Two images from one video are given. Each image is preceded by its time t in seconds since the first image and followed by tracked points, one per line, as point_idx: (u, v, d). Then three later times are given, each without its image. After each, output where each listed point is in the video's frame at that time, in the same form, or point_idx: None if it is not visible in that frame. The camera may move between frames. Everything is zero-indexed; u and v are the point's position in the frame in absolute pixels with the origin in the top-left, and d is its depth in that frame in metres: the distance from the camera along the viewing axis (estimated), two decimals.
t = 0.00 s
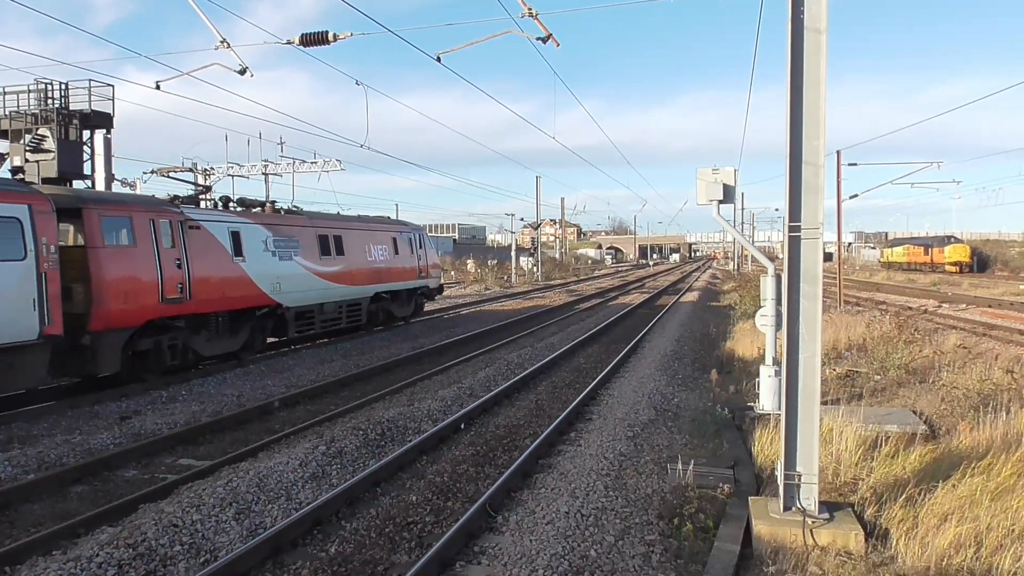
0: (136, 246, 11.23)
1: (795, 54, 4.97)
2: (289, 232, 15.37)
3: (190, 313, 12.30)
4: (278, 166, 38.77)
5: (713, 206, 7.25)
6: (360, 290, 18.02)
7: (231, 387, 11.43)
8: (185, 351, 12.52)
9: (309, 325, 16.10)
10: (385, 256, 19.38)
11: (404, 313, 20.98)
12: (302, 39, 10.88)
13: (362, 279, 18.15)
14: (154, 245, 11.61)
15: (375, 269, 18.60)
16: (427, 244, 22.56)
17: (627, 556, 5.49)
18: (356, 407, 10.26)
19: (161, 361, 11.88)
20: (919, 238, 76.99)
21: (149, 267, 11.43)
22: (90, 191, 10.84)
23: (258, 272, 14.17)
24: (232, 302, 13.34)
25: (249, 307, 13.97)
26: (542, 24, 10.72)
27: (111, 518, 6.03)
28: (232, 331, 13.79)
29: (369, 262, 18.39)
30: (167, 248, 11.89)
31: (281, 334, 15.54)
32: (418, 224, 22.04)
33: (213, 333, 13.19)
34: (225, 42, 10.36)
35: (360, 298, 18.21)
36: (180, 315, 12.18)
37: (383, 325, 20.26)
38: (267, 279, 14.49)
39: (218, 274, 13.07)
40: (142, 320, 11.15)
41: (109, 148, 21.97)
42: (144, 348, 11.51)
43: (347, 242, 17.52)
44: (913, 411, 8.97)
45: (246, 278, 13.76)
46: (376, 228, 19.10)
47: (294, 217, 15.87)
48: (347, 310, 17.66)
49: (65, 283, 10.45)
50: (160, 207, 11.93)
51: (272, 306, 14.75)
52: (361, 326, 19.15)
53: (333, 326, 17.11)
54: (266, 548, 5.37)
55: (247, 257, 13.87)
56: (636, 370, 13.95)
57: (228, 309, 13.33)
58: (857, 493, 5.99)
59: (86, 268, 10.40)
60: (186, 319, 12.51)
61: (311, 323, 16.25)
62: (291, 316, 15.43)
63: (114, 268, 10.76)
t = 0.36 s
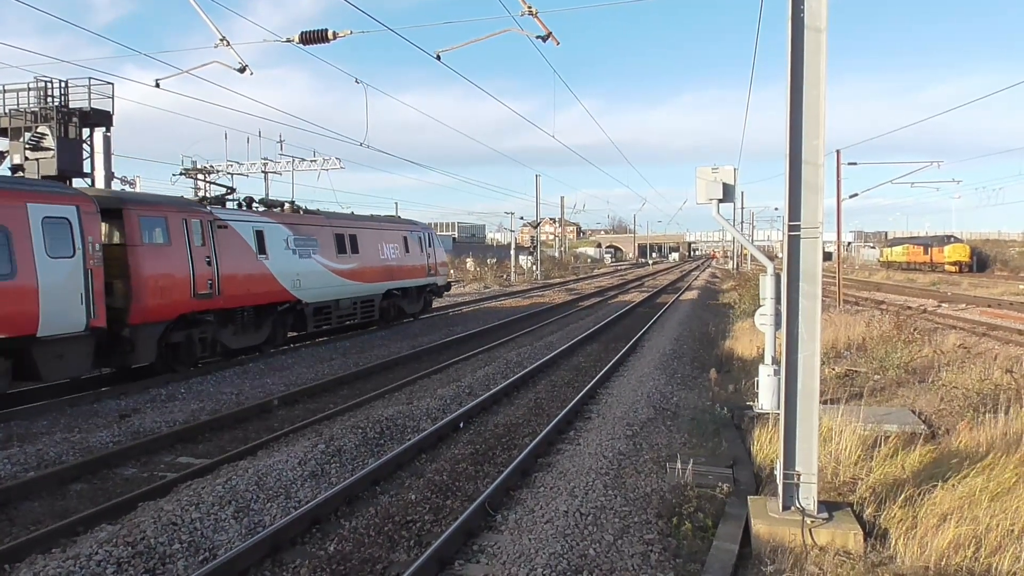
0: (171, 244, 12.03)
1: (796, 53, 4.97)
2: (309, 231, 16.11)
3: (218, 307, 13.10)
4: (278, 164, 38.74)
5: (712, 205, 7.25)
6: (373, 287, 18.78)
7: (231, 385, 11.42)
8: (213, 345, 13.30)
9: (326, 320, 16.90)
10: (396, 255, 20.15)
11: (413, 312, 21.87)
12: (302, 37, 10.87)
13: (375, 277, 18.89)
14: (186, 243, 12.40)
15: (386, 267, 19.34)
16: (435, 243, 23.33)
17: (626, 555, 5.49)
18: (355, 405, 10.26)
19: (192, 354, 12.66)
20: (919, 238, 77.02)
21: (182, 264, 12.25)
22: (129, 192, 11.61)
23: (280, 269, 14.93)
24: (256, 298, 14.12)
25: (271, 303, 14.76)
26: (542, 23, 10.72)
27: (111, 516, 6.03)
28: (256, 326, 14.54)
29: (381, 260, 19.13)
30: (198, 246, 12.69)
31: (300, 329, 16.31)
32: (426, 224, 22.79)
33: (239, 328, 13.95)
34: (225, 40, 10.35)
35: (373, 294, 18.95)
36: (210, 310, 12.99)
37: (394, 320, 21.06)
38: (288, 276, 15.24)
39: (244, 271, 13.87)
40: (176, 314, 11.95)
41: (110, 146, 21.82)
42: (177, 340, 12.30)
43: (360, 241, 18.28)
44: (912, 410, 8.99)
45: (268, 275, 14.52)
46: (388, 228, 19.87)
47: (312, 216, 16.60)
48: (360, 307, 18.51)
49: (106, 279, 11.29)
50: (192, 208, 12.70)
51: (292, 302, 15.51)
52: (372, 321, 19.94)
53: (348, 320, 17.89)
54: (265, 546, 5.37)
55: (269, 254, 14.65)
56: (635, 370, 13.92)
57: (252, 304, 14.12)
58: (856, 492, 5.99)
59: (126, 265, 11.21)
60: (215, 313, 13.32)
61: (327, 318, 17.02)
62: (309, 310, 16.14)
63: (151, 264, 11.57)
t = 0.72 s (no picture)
0: (203, 242, 12.70)
1: (797, 53, 4.96)
2: (327, 231, 16.75)
3: (246, 302, 13.74)
4: (278, 162, 38.73)
5: (712, 205, 7.25)
6: (387, 285, 19.41)
7: (230, 384, 11.42)
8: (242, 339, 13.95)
9: (342, 316, 17.51)
10: (407, 253, 20.80)
11: (423, 309, 22.53)
12: (303, 35, 10.85)
13: (388, 275, 19.51)
14: (217, 241, 13.04)
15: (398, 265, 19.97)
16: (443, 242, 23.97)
17: (625, 555, 5.48)
18: (355, 403, 10.26)
19: (223, 346, 13.33)
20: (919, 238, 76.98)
21: (214, 260, 12.92)
22: (163, 193, 12.26)
23: (302, 266, 15.54)
24: (281, 293, 14.74)
25: (294, 298, 15.40)
26: (543, 21, 10.69)
27: (110, 515, 6.03)
28: (280, 320, 15.18)
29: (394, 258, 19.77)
30: (228, 244, 13.32)
31: (320, 325, 16.94)
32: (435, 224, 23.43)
33: (264, 321, 14.60)
34: (226, 38, 10.34)
35: (386, 291, 19.57)
36: (238, 305, 13.62)
37: (406, 317, 21.71)
38: (309, 274, 15.87)
39: (271, 267, 14.50)
40: (207, 308, 12.60)
41: (110, 144, 21.83)
42: (208, 333, 12.93)
43: (374, 239, 18.92)
44: (912, 410, 8.99)
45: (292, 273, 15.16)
46: (400, 227, 20.51)
47: (331, 216, 17.22)
48: (375, 304, 19.13)
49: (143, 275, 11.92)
50: (221, 208, 13.33)
51: (313, 298, 16.15)
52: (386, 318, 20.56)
53: (363, 316, 18.50)
54: (264, 545, 5.37)
55: (292, 252, 15.29)
56: (635, 369, 13.88)
57: (276, 299, 14.75)
58: (855, 493, 5.99)
59: (162, 263, 11.88)
60: (244, 308, 13.97)
61: (344, 314, 17.63)
62: (327, 306, 16.75)
63: (184, 261, 12.23)
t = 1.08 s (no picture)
0: (232, 242, 13.60)
1: (796, 54, 4.97)
2: (344, 232, 17.64)
3: (269, 299, 14.61)
4: (277, 162, 38.70)
5: (711, 205, 7.24)
6: (399, 283, 20.28)
7: (228, 383, 11.42)
8: (266, 334, 14.87)
9: (357, 314, 18.37)
10: (417, 253, 21.68)
11: (431, 307, 23.42)
12: (302, 35, 10.85)
13: (399, 274, 20.38)
14: (244, 241, 13.93)
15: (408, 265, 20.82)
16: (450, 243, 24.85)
17: (623, 555, 5.49)
18: (353, 404, 10.25)
19: (248, 341, 14.27)
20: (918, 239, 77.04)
21: (242, 259, 13.82)
22: (196, 196, 13.14)
23: (320, 265, 16.40)
24: (301, 290, 15.63)
25: (313, 296, 16.29)
26: (542, 22, 10.71)
27: (108, 514, 6.03)
28: (300, 316, 16.09)
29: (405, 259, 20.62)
30: (253, 244, 14.17)
31: (335, 321, 17.83)
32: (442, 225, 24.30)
33: (286, 317, 15.51)
34: (225, 38, 10.35)
35: (398, 290, 20.44)
36: (262, 301, 14.50)
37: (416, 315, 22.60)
38: (327, 272, 16.75)
39: (293, 265, 15.39)
40: (235, 304, 13.51)
41: (109, 143, 21.80)
42: (234, 328, 13.84)
43: (387, 239, 19.84)
44: (909, 410, 9.02)
45: (311, 272, 16.04)
46: (410, 228, 21.40)
47: (347, 218, 18.10)
48: (387, 302, 20.00)
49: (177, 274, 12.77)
50: (247, 209, 14.19)
51: (331, 295, 17.07)
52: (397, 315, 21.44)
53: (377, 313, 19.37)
54: (262, 545, 5.37)
55: (312, 252, 16.17)
56: (633, 369, 13.92)
57: (296, 297, 15.62)
58: (853, 493, 6.00)
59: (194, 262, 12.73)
60: (267, 304, 14.88)
61: (358, 312, 18.50)
62: (344, 304, 17.65)
63: (214, 260, 13.13)
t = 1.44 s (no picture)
0: (257, 241, 14.34)
1: (793, 53, 4.97)
2: (358, 230, 18.38)
3: (291, 295, 15.34)
4: (275, 160, 38.63)
5: (709, 204, 7.24)
6: (409, 280, 21.06)
7: (226, 382, 11.42)
8: (288, 329, 15.63)
9: (370, 310, 19.11)
10: (427, 251, 22.47)
11: (439, 304, 24.18)
12: (300, 33, 10.82)
13: (410, 271, 21.17)
14: (268, 240, 14.66)
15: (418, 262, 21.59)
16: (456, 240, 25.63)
17: (621, 552, 5.49)
18: (351, 402, 10.25)
19: (272, 335, 15.03)
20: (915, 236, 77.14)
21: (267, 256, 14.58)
22: (224, 197, 13.88)
23: (336, 263, 17.12)
24: (319, 286, 16.38)
25: (330, 292, 17.03)
26: (540, 20, 10.70)
27: (107, 514, 6.01)
28: (317, 311, 16.84)
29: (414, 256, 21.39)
30: (276, 243, 14.88)
31: (349, 317, 18.58)
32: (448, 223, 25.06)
33: (304, 312, 16.27)
34: (222, 36, 10.33)
35: (408, 287, 21.21)
36: (283, 297, 15.22)
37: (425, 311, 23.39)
38: (343, 270, 17.48)
39: (312, 263, 16.13)
40: (261, 300, 14.26)
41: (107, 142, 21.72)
42: (258, 322, 14.60)
43: (398, 238, 20.57)
44: (907, 407, 9.04)
45: (330, 269, 16.78)
46: (419, 227, 22.18)
47: (360, 217, 18.83)
48: (398, 298, 20.77)
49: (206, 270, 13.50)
50: (269, 209, 14.88)
51: (346, 292, 17.80)
52: (407, 312, 22.22)
53: (388, 309, 20.13)
54: (260, 544, 5.36)
55: (329, 251, 16.90)
56: (631, 367, 13.93)
57: (315, 293, 16.35)
58: (851, 490, 6.01)
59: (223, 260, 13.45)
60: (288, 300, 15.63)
61: (371, 308, 19.25)
62: (358, 300, 18.40)
63: (242, 257, 13.87)
